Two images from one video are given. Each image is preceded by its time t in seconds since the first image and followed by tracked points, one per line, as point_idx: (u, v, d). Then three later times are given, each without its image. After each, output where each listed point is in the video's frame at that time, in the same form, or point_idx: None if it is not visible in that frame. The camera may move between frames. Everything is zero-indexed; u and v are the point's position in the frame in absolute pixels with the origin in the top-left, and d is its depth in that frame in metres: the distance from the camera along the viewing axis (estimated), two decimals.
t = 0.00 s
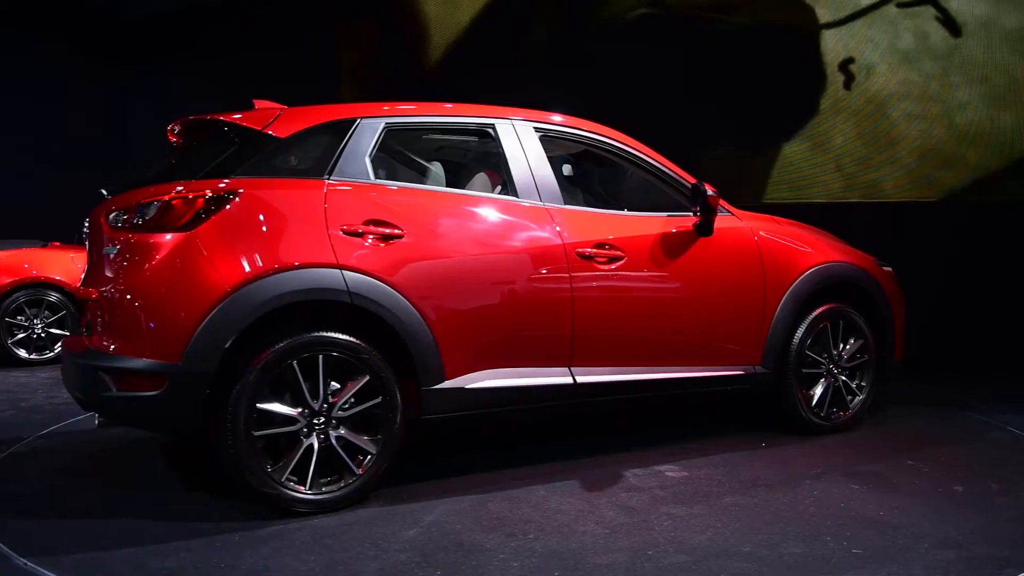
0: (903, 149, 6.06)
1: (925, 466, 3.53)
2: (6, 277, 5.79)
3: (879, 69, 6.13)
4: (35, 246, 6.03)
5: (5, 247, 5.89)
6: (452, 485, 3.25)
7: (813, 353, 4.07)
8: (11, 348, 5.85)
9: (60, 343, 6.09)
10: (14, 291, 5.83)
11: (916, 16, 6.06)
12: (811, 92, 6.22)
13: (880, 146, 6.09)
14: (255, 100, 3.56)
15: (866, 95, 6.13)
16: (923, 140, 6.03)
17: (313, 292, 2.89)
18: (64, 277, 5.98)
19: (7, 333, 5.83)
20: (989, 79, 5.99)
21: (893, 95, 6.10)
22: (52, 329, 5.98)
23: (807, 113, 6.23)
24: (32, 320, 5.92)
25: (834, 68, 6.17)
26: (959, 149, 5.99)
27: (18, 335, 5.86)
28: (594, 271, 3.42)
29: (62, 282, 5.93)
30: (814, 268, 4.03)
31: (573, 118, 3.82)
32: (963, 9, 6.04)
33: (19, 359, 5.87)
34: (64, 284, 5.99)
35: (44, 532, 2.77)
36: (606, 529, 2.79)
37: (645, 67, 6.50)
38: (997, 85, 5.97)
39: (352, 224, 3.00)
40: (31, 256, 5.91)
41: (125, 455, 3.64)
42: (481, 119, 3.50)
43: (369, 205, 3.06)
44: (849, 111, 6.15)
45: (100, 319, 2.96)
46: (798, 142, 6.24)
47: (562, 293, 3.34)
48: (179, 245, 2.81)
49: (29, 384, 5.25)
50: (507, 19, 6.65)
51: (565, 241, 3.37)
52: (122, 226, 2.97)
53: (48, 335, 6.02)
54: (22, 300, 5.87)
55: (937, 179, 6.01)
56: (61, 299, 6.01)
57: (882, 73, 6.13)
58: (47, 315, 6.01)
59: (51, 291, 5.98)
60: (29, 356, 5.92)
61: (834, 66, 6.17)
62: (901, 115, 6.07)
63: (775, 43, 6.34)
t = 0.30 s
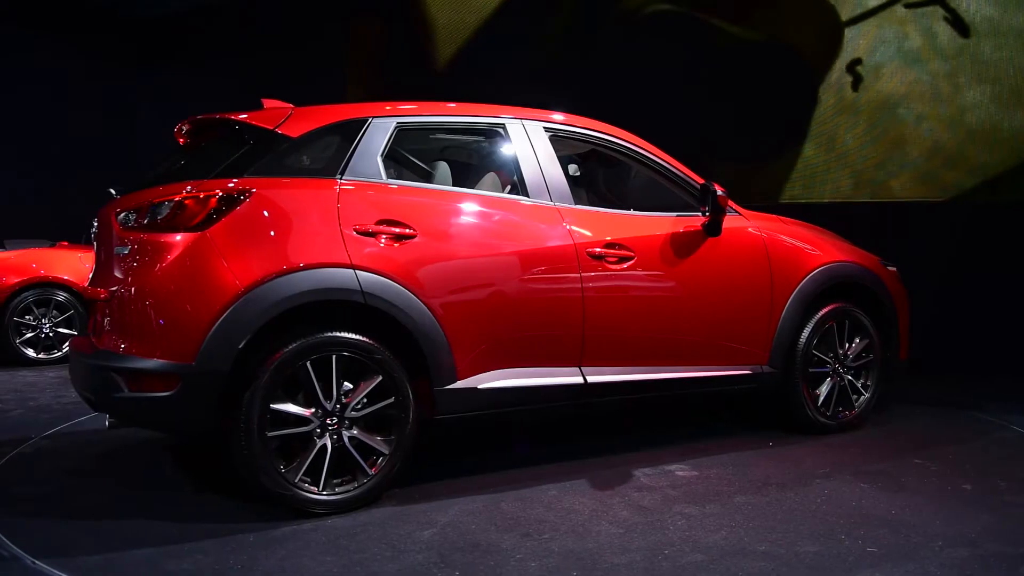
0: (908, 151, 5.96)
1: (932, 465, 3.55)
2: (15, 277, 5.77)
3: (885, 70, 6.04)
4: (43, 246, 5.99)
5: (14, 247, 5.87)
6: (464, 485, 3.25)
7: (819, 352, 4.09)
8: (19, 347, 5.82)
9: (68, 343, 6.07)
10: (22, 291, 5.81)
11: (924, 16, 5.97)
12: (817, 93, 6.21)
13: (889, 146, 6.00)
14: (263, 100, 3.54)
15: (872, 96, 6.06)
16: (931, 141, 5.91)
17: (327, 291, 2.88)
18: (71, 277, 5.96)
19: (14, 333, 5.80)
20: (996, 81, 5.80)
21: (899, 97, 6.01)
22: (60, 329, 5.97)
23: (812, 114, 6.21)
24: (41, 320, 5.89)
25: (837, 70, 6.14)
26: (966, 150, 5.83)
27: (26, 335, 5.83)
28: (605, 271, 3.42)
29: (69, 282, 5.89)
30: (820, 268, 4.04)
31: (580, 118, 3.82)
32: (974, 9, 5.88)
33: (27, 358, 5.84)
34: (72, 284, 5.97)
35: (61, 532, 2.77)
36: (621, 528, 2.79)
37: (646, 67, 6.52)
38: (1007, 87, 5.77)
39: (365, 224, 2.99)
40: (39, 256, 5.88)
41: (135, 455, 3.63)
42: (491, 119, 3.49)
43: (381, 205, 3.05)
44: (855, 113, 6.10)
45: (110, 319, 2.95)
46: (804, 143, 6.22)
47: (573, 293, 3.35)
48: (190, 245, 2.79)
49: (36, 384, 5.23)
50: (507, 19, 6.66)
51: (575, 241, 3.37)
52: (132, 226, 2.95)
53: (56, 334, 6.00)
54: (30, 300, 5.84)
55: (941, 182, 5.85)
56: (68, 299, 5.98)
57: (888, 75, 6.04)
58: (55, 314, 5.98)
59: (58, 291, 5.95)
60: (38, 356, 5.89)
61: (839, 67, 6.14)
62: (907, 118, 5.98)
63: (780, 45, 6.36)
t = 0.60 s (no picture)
0: (910, 148, 5.87)
1: (932, 463, 3.58)
2: (14, 277, 5.79)
3: (885, 68, 5.92)
4: (43, 246, 6.02)
5: (15, 247, 5.89)
6: (469, 485, 3.25)
7: (818, 352, 4.11)
8: (19, 347, 5.85)
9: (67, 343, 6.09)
10: (22, 291, 5.82)
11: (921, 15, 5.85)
12: (818, 91, 6.08)
13: (890, 145, 5.90)
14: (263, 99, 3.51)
15: (874, 93, 5.95)
16: (932, 140, 5.83)
17: (334, 292, 2.87)
18: (71, 277, 5.99)
19: (14, 333, 5.81)
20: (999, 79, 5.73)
21: (901, 94, 5.90)
22: (59, 329, 5.99)
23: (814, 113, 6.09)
24: (40, 320, 5.91)
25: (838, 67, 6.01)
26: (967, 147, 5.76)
27: (26, 335, 5.85)
28: (608, 271, 3.42)
29: (69, 282, 5.92)
30: (819, 268, 4.07)
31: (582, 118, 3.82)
32: (974, 8, 5.79)
33: (27, 358, 5.86)
34: (71, 284, 5.99)
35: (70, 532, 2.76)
36: (629, 527, 2.80)
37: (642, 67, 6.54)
38: (1007, 85, 5.72)
39: (371, 224, 2.98)
40: (38, 255, 5.91)
41: (139, 456, 3.61)
42: (495, 119, 3.49)
43: (387, 205, 3.04)
44: (857, 111, 5.98)
45: (111, 320, 2.92)
46: (805, 143, 6.10)
47: (577, 293, 3.34)
48: (193, 245, 2.77)
49: (35, 383, 5.20)
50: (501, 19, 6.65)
51: (579, 241, 3.37)
52: (134, 227, 2.93)
53: (55, 334, 6.02)
54: (30, 300, 5.86)
55: (943, 177, 5.79)
56: (68, 299, 6.01)
57: (888, 74, 5.92)
58: (54, 315, 6.01)
59: (58, 291, 5.97)
60: (37, 356, 5.91)
61: (838, 67, 6.01)
62: (910, 116, 5.88)
63: (776, 43, 6.21)
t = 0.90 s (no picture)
0: (910, 149, 5.40)
1: (932, 461, 3.60)
2: (14, 277, 5.76)
3: (883, 67, 5.44)
4: (42, 246, 5.98)
5: (14, 247, 5.86)
6: (476, 484, 3.25)
7: (816, 351, 4.14)
8: (19, 347, 5.82)
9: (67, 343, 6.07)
10: (22, 291, 5.80)
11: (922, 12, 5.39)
12: (813, 86, 5.60)
13: (891, 145, 5.43)
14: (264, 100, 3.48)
15: (873, 93, 5.47)
16: (934, 141, 5.37)
17: (341, 292, 2.86)
18: (71, 277, 5.96)
19: (14, 333, 5.79)
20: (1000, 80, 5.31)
21: (902, 92, 5.42)
22: (59, 329, 5.97)
23: (810, 111, 5.60)
24: (40, 320, 5.89)
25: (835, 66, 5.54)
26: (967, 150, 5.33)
27: (25, 335, 5.83)
28: (611, 270, 3.43)
29: (69, 282, 5.89)
30: (817, 267, 4.09)
31: (583, 118, 3.83)
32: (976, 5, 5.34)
33: (27, 358, 5.84)
34: (71, 284, 5.97)
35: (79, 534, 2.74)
36: (637, 527, 2.80)
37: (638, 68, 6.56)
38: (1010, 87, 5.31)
39: (377, 224, 2.97)
40: (39, 256, 5.88)
41: (141, 457, 3.59)
42: (498, 119, 3.49)
43: (393, 205, 3.03)
44: (855, 110, 5.50)
45: (113, 321, 2.90)
46: (800, 142, 5.64)
47: (580, 293, 3.34)
48: (197, 246, 2.75)
49: (32, 383, 5.17)
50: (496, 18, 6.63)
51: (583, 241, 3.37)
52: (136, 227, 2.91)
53: (55, 334, 6.00)
54: (30, 300, 5.84)
55: (944, 179, 5.34)
56: (68, 299, 5.99)
57: (886, 73, 5.44)
58: (54, 314, 5.98)
59: (58, 290, 5.95)
60: (37, 356, 5.89)
61: (834, 65, 5.54)
62: (911, 116, 5.40)
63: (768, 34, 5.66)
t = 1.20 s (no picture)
0: (909, 149, 5.43)
1: (931, 459, 3.63)
2: (14, 277, 5.73)
3: (884, 67, 5.46)
4: (42, 246, 5.95)
5: (14, 247, 5.83)
6: (481, 485, 3.24)
7: (815, 350, 4.16)
8: (19, 347, 5.79)
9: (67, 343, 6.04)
10: (22, 291, 5.77)
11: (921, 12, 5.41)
12: (813, 86, 5.62)
13: (891, 144, 5.46)
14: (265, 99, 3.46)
15: (874, 93, 5.48)
16: (934, 140, 5.39)
17: (348, 292, 2.84)
18: (71, 277, 5.93)
19: (14, 333, 5.76)
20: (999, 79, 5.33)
21: (902, 92, 5.44)
22: (59, 329, 5.95)
23: (810, 111, 5.63)
24: (40, 320, 5.86)
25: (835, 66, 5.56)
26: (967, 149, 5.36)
27: (26, 335, 5.80)
28: (615, 270, 3.43)
29: (69, 282, 5.87)
30: (817, 267, 4.11)
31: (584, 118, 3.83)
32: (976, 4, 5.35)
33: (27, 358, 5.80)
34: (71, 284, 5.94)
35: (90, 534, 2.73)
36: (645, 525, 2.81)
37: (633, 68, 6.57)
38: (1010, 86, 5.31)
39: (383, 224, 2.96)
40: (38, 255, 5.85)
41: (145, 458, 3.57)
42: (502, 119, 3.48)
43: (399, 204, 3.02)
44: (855, 110, 5.52)
45: (115, 322, 2.88)
46: (800, 142, 5.67)
47: (584, 292, 3.35)
48: (201, 246, 2.73)
49: (30, 383, 5.15)
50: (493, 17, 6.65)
51: (586, 241, 3.37)
52: (139, 227, 2.89)
53: (55, 334, 5.97)
54: (30, 300, 5.81)
55: (944, 179, 5.37)
56: (68, 299, 5.97)
57: (886, 73, 5.46)
58: (54, 314, 5.95)
59: (58, 290, 5.92)
60: (37, 356, 5.85)
61: (834, 65, 5.56)
62: (911, 116, 5.41)
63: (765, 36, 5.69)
